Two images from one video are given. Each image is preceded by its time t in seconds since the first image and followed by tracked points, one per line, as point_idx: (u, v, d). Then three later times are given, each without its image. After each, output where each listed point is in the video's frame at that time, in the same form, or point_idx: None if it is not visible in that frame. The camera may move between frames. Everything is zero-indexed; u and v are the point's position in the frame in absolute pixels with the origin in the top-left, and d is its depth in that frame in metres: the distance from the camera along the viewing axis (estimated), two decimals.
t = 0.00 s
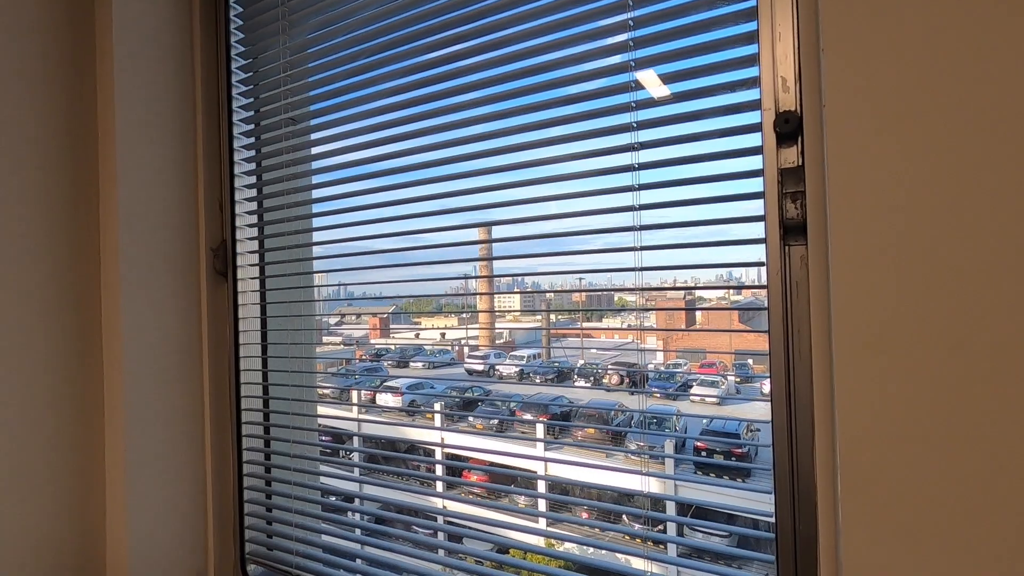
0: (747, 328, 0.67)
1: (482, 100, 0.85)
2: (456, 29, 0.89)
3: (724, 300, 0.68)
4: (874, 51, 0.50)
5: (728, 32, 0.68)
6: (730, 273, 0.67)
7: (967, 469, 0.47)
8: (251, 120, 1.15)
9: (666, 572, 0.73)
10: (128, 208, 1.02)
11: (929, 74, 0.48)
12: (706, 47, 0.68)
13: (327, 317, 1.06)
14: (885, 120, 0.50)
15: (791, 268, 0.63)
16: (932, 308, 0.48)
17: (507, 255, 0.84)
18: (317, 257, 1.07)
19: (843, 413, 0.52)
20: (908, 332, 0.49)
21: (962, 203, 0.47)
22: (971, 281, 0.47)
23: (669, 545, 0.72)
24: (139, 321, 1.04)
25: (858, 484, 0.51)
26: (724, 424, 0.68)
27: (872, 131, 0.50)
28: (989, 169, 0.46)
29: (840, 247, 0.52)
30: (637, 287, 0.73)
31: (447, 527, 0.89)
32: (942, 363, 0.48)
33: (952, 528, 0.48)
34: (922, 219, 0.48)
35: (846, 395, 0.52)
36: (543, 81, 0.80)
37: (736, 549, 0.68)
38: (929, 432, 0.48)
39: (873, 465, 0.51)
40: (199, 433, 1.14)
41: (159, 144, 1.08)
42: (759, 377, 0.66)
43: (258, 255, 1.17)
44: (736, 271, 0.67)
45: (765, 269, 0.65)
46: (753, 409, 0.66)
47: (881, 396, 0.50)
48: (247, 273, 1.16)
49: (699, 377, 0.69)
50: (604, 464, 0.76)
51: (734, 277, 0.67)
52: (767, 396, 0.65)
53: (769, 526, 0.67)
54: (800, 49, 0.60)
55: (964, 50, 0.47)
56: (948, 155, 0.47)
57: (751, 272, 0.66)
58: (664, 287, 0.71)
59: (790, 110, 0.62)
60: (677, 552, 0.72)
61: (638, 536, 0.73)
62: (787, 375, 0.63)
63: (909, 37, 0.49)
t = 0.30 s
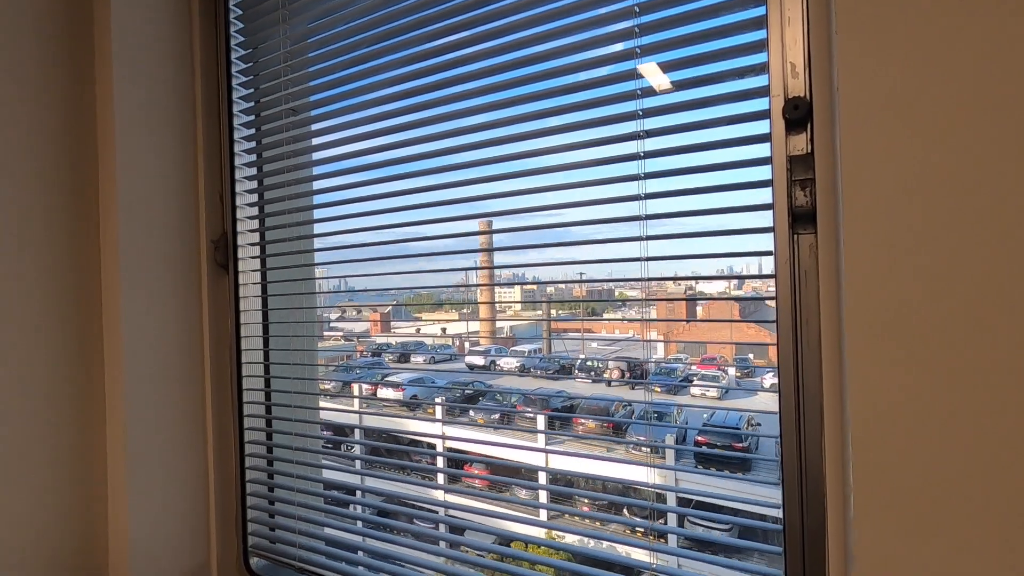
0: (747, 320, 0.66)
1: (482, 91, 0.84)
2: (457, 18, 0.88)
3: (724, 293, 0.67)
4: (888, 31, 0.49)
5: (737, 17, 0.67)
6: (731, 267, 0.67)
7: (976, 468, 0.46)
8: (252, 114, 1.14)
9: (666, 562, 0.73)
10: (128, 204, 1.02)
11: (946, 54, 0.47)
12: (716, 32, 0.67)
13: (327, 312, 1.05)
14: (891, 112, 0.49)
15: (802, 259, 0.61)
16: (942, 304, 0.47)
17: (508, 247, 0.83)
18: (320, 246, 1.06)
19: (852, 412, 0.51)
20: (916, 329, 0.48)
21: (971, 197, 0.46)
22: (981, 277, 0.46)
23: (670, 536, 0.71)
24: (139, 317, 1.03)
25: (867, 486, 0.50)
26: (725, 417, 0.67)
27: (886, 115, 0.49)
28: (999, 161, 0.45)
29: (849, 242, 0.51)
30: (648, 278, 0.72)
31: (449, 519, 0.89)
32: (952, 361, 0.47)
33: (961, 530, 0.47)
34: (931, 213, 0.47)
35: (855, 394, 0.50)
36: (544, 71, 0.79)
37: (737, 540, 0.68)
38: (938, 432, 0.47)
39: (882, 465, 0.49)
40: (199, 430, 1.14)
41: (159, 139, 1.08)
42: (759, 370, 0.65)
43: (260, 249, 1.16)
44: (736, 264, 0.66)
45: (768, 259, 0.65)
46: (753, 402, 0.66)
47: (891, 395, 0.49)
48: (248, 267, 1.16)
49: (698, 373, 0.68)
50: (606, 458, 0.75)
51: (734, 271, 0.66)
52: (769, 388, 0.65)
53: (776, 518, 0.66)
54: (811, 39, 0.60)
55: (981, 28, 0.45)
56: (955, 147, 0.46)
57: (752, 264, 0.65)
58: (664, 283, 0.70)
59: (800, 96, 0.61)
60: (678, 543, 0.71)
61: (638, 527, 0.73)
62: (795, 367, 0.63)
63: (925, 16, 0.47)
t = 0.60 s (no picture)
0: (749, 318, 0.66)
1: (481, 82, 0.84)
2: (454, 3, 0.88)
3: (725, 285, 0.67)
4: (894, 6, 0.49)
5: None
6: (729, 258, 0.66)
7: (980, 456, 0.46)
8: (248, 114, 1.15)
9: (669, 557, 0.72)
10: (125, 198, 1.00)
11: (951, 28, 0.46)
12: (721, 12, 0.66)
13: (326, 310, 1.05)
14: (899, 100, 0.48)
15: (803, 242, 0.62)
16: (947, 292, 0.47)
17: (510, 248, 0.83)
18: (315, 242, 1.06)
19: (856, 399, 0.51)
20: (923, 309, 0.48)
21: (980, 184, 0.46)
22: (988, 265, 0.45)
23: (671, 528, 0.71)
24: (139, 313, 1.02)
25: (870, 473, 0.50)
26: (725, 411, 0.67)
27: (893, 94, 0.49)
28: (1006, 149, 0.45)
29: (855, 230, 0.51)
30: (650, 264, 0.71)
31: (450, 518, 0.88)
32: (958, 349, 0.47)
33: (964, 517, 0.47)
34: (939, 201, 0.47)
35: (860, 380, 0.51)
36: (545, 65, 0.79)
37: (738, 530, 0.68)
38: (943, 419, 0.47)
39: (887, 452, 0.50)
40: (199, 426, 1.13)
41: (156, 132, 1.07)
42: (759, 366, 0.65)
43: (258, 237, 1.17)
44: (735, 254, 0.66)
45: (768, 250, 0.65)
46: (753, 399, 0.67)
47: (895, 382, 0.49)
48: (247, 254, 1.16)
49: (698, 368, 0.68)
50: (607, 452, 0.75)
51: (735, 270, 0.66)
52: (768, 383, 0.65)
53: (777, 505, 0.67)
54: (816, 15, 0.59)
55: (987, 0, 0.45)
56: (960, 134, 0.46)
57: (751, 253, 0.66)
58: (665, 274, 0.70)
59: (803, 76, 0.61)
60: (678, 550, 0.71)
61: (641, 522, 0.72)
62: (798, 351, 0.63)
63: None
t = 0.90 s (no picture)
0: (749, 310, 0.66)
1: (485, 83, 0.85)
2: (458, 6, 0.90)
3: (726, 284, 0.67)
4: None
5: None
6: (731, 257, 0.66)
7: (979, 445, 0.46)
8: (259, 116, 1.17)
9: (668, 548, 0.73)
10: (141, 207, 1.02)
11: (949, 11, 0.46)
12: (719, 6, 0.67)
13: (329, 303, 1.07)
14: (895, 85, 0.49)
15: (801, 230, 0.62)
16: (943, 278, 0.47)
17: (508, 240, 0.84)
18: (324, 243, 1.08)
19: (852, 387, 0.51)
20: (917, 294, 0.48)
21: (973, 170, 0.46)
22: (983, 251, 0.46)
23: (671, 523, 0.71)
24: (154, 319, 1.04)
25: (868, 462, 0.50)
26: (726, 405, 0.67)
27: (886, 81, 0.49)
28: (1002, 134, 0.45)
29: (850, 218, 0.51)
30: (653, 271, 0.72)
31: (451, 506, 0.90)
32: (956, 335, 0.46)
33: (963, 508, 0.47)
34: (934, 187, 0.47)
35: (855, 368, 0.51)
36: (546, 66, 0.80)
37: (737, 525, 0.68)
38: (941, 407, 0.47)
39: (885, 441, 0.49)
40: (212, 425, 1.15)
41: (171, 137, 1.09)
42: (759, 360, 0.65)
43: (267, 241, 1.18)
44: (737, 254, 0.66)
45: (770, 251, 0.65)
46: (754, 390, 0.66)
47: (893, 369, 0.49)
48: (258, 259, 1.18)
49: (698, 362, 0.68)
50: (606, 444, 0.75)
51: (734, 261, 0.66)
52: (769, 377, 0.65)
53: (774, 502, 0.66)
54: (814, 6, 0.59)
55: None
56: (960, 119, 0.46)
57: (752, 255, 0.66)
58: (665, 274, 0.71)
59: (801, 68, 0.61)
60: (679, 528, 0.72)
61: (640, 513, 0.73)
62: (794, 338, 0.63)
63: None
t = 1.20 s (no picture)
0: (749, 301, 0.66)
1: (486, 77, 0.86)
2: None
3: (725, 276, 0.67)
4: None
5: None
6: (731, 250, 0.67)
7: (972, 440, 0.47)
8: (264, 110, 1.18)
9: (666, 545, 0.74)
10: (150, 200, 1.04)
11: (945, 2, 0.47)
12: None
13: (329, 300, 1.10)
14: (895, 76, 0.49)
15: (801, 216, 0.62)
16: (940, 273, 0.47)
17: (508, 231, 0.85)
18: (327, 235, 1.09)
19: (848, 379, 0.51)
20: (915, 286, 0.48)
21: (968, 163, 0.46)
22: (981, 245, 0.46)
23: (669, 522, 0.72)
24: (163, 309, 1.06)
25: (865, 457, 0.51)
26: (725, 400, 0.67)
27: (886, 72, 0.49)
28: (999, 129, 0.45)
29: (848, 213, 0.51)
30: (656, 257, 0.72)
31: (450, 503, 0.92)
32: (952, 331, 0.47)
33: (959, 501, 0.47)
34: (932, 183, 0.47)
35: (852, 364, 0.51)
36: (548, 58, 0.81)
37: (732, 525, 0.69)
38: (937, 402, 0.48)
39: (881, 436, 0.50)
40: (219, 413, 1.17)
41: (178, 131, 1.10)
42: (759, 355, 0.66)
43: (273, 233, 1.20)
44: (737, 247, 0.67)
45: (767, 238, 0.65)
46: (754, 387, 0.67)
47: (890, 365, 0.49)
48: (263, 251, 1.20)
49: (699, 357, 0.68)
50: (606, 443, 0.77)
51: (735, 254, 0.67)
52: (768, 372, 0.66)
53: (769, 503, 0.67)
54: None
55: None
56: (958, 114, 0.47)
57: (751, 246, 0.66)
58: (665, 266, 0.72)
59: (801, 58, 0.62)
60: (677, 527, 0.73)
61: (638, 511, 0.74)
62: (795, 328, 0.63)
63: None
